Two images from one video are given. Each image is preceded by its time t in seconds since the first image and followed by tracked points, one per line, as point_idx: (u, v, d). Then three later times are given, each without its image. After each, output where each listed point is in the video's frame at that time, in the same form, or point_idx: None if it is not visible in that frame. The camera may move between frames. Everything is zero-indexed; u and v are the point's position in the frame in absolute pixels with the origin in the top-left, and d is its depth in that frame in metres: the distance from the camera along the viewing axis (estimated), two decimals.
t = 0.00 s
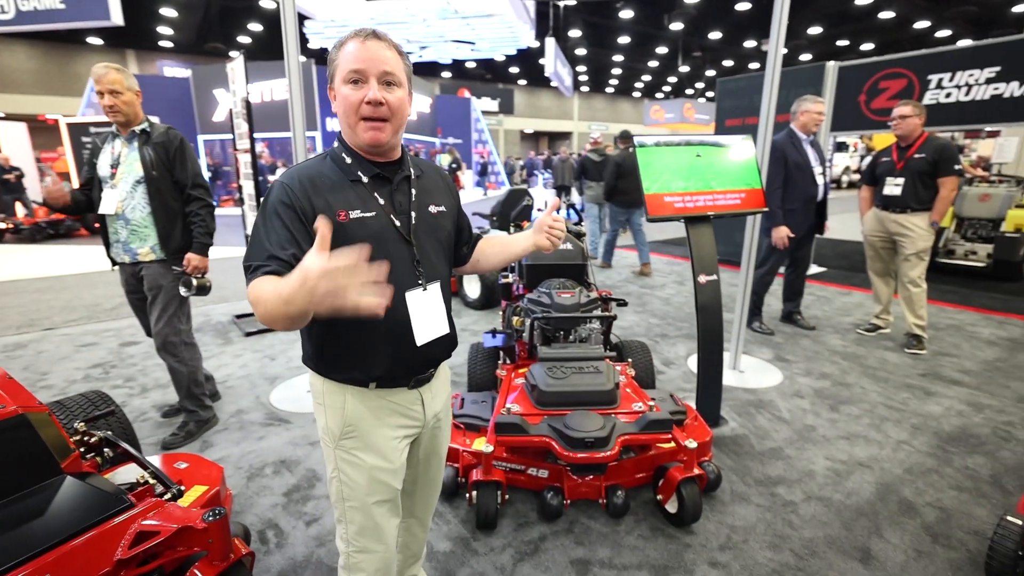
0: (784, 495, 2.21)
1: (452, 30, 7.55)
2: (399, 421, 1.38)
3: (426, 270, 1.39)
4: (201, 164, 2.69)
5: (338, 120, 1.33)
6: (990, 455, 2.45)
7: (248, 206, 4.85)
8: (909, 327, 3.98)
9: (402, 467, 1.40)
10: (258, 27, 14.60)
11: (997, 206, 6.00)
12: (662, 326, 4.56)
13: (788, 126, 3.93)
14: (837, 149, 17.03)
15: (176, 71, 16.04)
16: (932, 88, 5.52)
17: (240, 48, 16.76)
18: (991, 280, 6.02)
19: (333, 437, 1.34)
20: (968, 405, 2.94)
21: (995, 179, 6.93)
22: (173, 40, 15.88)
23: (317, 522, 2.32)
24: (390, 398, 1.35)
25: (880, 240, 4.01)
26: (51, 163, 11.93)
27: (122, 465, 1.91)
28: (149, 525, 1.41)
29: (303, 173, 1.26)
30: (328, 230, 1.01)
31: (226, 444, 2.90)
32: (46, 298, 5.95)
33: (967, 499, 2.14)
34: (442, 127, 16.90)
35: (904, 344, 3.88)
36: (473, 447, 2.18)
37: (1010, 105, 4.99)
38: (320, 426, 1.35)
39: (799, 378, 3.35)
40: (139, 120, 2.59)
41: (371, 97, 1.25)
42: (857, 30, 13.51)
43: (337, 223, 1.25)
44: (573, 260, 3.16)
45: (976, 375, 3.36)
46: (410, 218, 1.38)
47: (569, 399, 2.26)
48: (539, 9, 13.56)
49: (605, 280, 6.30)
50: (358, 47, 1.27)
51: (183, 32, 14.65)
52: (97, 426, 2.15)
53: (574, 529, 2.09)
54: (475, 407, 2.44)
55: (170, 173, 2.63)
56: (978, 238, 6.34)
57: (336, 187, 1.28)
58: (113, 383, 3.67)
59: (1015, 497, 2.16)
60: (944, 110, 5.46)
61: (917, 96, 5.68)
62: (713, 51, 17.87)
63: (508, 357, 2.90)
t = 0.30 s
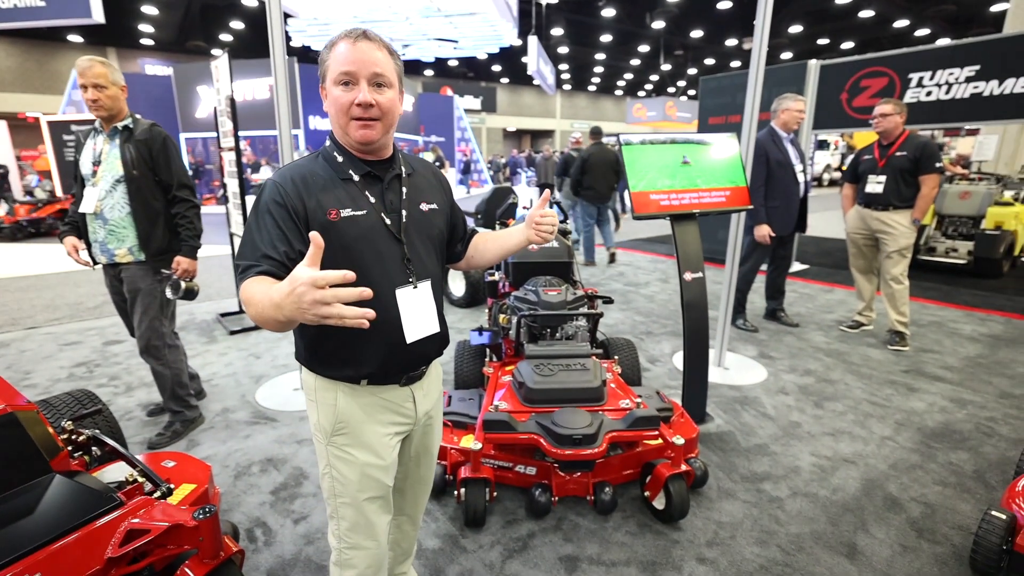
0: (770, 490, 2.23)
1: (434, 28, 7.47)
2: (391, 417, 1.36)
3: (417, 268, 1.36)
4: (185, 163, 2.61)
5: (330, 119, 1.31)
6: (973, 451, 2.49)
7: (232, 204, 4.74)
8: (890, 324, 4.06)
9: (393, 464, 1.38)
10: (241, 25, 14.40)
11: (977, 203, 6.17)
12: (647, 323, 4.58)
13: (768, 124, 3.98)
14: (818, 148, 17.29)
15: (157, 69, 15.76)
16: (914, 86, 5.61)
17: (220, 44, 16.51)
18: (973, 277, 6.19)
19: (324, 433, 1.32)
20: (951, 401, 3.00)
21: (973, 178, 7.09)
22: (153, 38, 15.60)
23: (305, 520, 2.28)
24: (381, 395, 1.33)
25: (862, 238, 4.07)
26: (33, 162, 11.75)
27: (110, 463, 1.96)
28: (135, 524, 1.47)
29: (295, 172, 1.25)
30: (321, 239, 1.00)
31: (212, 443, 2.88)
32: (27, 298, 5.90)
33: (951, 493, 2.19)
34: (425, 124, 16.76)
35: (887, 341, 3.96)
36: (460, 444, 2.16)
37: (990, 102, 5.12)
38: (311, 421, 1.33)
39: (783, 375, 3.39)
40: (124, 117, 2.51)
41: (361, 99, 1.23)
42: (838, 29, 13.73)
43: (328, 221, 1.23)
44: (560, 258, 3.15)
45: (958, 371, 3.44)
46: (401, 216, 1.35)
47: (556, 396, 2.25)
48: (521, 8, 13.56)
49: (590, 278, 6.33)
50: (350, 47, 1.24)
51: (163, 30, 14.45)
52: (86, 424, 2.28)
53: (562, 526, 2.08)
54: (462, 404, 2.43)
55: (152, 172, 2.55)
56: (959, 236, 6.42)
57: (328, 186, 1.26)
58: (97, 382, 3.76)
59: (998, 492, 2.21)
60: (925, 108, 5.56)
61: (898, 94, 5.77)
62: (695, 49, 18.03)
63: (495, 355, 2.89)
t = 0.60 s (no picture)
0: (770, 491, 2.22)
1: (432, 28, 7.46)
2: (391, 416, 1.34)
3: (419, 266, 1.34)
4: (170, 161, 2.52)
5: (336, 113, 1.29)
6: (974, 453, 2.49)
7: (230, 202, 4.70)
8: (889, 325, 4.06)
9: (394, 463, 1.36)
10: (238, 25, 14.36)
11: (978, 203, 6.20)
12: (644, 323, 4.57)
13: (766, 124, 3.97)
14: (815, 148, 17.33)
15: (155, 69, 15.70)
16: (913, 86, 5.61)
17: (216, 43, 16.47)
18: (972, 277, 6.22)
19: (326, 432, 1.30)
20: (952, 403, 3.00)
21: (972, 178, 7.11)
22: (151, 37, 15.57)
23: (302, 519, 2.26)
24: (381, 394, 1.31)
25: (861, 238, 4.07)
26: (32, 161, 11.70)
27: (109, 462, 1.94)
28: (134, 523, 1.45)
29: (298, 169, 1.23)
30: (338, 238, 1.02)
31: (210, 442, 2.87)
32: (25, 296, 5.87)
33: (952, 496, 2.18)
34: (422, 123, 16.71)
35: (886, 342, 3.96)
36: (458, 444, 2.14)
37: (989, 102, 5.14)
38: (312, 419, 1.32)
39: (782, 376, 3.38)
40: (114, 113, 2.49)
41: (372, 94, 1.22)
42: (836, 28, 13.75)
43: (330, 219, 1.22)
44: (558, 257, 3.14)
45: (959, 372, 3.44)
46: (402, 215, 1.33)
47: (554, 396, 2.24)
48: (518, 8, 13.55)
49: (588, 278, 6.31)
50: (363, 45, 1.24)
51: (162, 30, 14.45)
52: (85, 422, 2.26)
53: (560, 527, 2.06)
54: (460, 404, 2.41)
55: (137, 171, 2.50)
56: (958, 236, 6.45)
57: (329, 184, 1.25)
58: (96, 380, 3.73)
59: (999, 494, 2.20)
60: (924, 108, 5.56)
61: (897, 93, 5.78)
62: (692, 49, 18.05)
63: (492, 355, 2.88)
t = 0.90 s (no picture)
0: (771, 492, 2.22)
1: (431, 29, 7.47)
2: (394, 418, 1.34)
3: (420, 263, 1.35)
4: (152, 163, 2.52)
5: (341, 112, 1.29)
6: (975, 452, 2.49)
7: (231, 204, 4.70)
8: (890, 325, 4.06)
9: (396, 466, 1.36)
10: (237, 27, 14.38)
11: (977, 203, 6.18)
12: (644, 324, 4.56)
13: (766, 124, 3.96)
14: (815, 148, 17.31)
15: (155, 71, 15.70)
16: (913, 86, 5.61)
17: (216, 45, 16.50)
18: (973, 277, 6.21)
19: (328, 435, 1.30)
20: (953, 403, 3.00)
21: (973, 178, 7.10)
22: (152, 40, 15.60)
23: (303, 521, 2.26)
24: (383, 395, 1.31)
25: (862, 238, 4.07)
26: (32, 162, 11.70)
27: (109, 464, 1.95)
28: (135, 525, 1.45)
29: (302, 166, 1.24)
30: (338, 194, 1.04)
31: (210, 444, 2.88)
32: (25, 298, 5.86)
33: (954, 496, 2.17)
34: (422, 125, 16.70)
35: (887, 342, 3.96)
36: (459, 445, 2.15)
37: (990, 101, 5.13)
38: (314, 422, 1.32)
39: (783, 376, 3.38)
40: (104, 112, 2.61)
41: (382, 91, 1.21)
42: (835, 28, 13.75)
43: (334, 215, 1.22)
44: (558, 258, 3.14)
45: (960, 372, 3.44)
46: (405, 212, 1.34)
47: (555, 397, 2.24)
48: (517, 8, 13.56)
49: (588, 279, 6.31)
50: (372, 44, 1.25)
51: (162, 32, 14.46)
52: (85, 425, 2.27)
53: (561, 528, 2.06)
54: (460, 405, 2.41)
55: (121, 172, 2.53)
56: (959, 236, 6.44)
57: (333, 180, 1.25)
58: (96, 382, 3.73)
59: (1001, 493, 2.20)
60: (924, 108, 5.56)
61: (897, 93, 5.77)
62: (692, 49, 18.04)
63: (492, 355, 2.91)
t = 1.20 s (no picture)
0: (769, 494, 2.23)
1: (430, 31, 7.49)
2: (394, 421, 1.34)
3: (421, 264, 1.35)
4: (131, 168, 2.50)
5: (343, 116, 1.29)
6: (972, 453, 2.50)
7: (229, 206, 4.70)
8: (888, 326, 4.07)
9: (397, 469, 1.36)
10: (236, 29, 14.39)
11: (975, 200, 6.21)
12: (643, 325, 4.57)
13: (766, 126, 3.98)
14: (813, 150, 17.37)
15: (153, 72, 15.67)
16: (909, 88, 5.65)
17: (215, 47, 16.49)
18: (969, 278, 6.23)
19: (328, 439, 1.30)
20: (950, 403, 3.01)
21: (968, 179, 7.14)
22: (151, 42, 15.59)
23: (301, 525, 2.25)
24: (384, 398, 1.31)
25: (859, 239, 4.08)
26: (28, 163, 11.64)
27: (104, 468, 1.96)
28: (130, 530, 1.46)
29: (304, 166, 1.24)
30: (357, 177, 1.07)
31: (208, 447, 2.88)
32: (21, 300, 5.84)
33: (951, 497, 2.18)
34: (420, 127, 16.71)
35: (884, 343, 3.97)
36: (458, 448, 2.15)
37: (984, 105, 5.16)
38: (314, 426, 1.32)
39: (781, 377, 3.39)
40: (99, 115, 2.67)
41: (386, 101, 1.22)
42: (832, 30, 13.84)
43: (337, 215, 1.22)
44: (557, 260, 3.14)
45: (956, 373, 3.45)
46: (406, 214, 1.34)
47: (554, 399, 2.25)
48: (516, 11, 13.59)
49: (586, 280, 6.31)
50: (376, 51, 1.23)
51: (160, 33, 14.45)
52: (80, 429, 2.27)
53: (559, 531, 2.07)
54: (459, 407, 2.42)
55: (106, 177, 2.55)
56: (955, 237, 6.48)
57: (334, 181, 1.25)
58: (93, 385, 3.72)
59: (998, 494, 2.21)
60: (920, 110, 5.61)
61: (893, 96, 5.81)
62: (690, 51, 18.11)
63: (491, 358, 2.89)
